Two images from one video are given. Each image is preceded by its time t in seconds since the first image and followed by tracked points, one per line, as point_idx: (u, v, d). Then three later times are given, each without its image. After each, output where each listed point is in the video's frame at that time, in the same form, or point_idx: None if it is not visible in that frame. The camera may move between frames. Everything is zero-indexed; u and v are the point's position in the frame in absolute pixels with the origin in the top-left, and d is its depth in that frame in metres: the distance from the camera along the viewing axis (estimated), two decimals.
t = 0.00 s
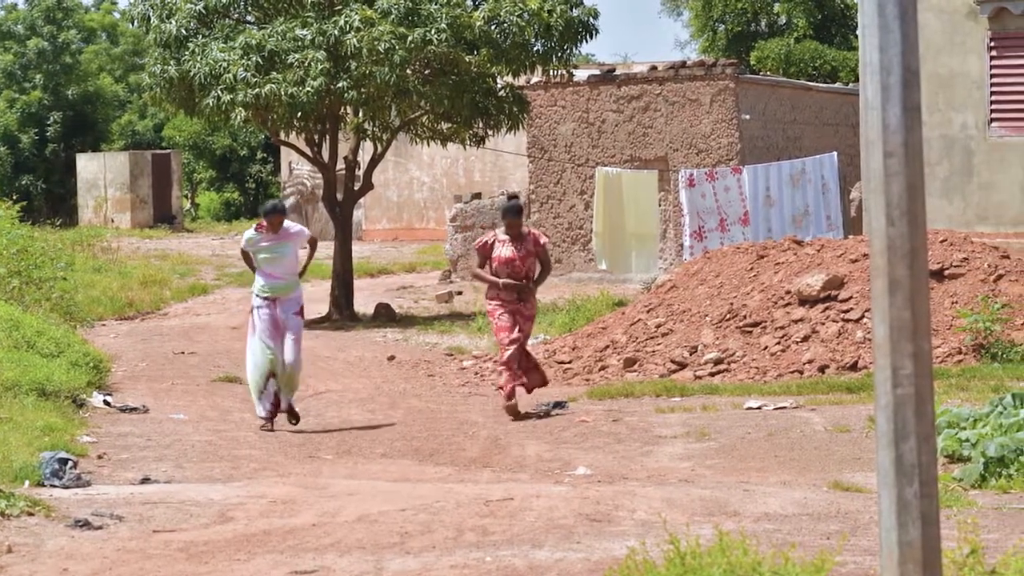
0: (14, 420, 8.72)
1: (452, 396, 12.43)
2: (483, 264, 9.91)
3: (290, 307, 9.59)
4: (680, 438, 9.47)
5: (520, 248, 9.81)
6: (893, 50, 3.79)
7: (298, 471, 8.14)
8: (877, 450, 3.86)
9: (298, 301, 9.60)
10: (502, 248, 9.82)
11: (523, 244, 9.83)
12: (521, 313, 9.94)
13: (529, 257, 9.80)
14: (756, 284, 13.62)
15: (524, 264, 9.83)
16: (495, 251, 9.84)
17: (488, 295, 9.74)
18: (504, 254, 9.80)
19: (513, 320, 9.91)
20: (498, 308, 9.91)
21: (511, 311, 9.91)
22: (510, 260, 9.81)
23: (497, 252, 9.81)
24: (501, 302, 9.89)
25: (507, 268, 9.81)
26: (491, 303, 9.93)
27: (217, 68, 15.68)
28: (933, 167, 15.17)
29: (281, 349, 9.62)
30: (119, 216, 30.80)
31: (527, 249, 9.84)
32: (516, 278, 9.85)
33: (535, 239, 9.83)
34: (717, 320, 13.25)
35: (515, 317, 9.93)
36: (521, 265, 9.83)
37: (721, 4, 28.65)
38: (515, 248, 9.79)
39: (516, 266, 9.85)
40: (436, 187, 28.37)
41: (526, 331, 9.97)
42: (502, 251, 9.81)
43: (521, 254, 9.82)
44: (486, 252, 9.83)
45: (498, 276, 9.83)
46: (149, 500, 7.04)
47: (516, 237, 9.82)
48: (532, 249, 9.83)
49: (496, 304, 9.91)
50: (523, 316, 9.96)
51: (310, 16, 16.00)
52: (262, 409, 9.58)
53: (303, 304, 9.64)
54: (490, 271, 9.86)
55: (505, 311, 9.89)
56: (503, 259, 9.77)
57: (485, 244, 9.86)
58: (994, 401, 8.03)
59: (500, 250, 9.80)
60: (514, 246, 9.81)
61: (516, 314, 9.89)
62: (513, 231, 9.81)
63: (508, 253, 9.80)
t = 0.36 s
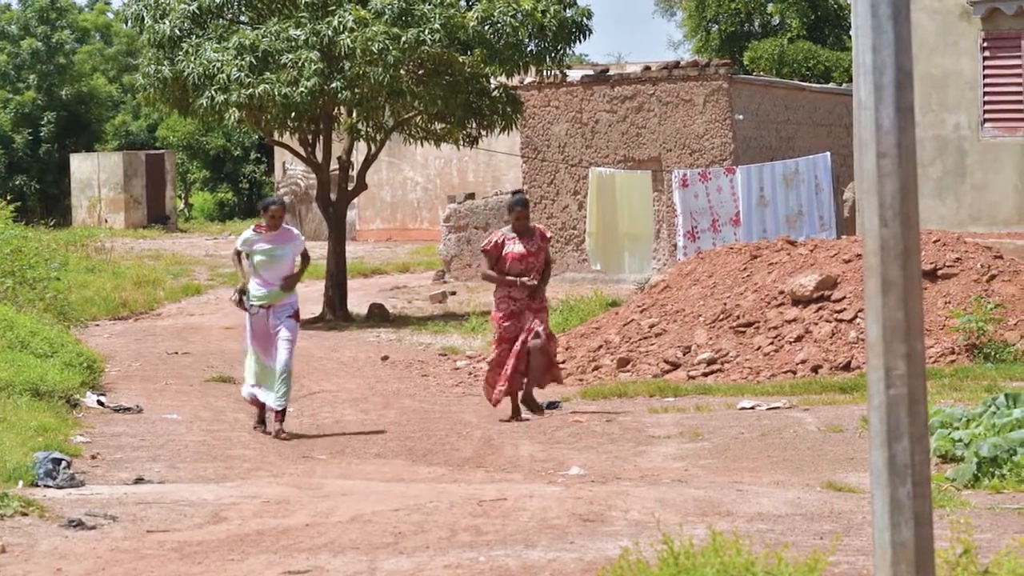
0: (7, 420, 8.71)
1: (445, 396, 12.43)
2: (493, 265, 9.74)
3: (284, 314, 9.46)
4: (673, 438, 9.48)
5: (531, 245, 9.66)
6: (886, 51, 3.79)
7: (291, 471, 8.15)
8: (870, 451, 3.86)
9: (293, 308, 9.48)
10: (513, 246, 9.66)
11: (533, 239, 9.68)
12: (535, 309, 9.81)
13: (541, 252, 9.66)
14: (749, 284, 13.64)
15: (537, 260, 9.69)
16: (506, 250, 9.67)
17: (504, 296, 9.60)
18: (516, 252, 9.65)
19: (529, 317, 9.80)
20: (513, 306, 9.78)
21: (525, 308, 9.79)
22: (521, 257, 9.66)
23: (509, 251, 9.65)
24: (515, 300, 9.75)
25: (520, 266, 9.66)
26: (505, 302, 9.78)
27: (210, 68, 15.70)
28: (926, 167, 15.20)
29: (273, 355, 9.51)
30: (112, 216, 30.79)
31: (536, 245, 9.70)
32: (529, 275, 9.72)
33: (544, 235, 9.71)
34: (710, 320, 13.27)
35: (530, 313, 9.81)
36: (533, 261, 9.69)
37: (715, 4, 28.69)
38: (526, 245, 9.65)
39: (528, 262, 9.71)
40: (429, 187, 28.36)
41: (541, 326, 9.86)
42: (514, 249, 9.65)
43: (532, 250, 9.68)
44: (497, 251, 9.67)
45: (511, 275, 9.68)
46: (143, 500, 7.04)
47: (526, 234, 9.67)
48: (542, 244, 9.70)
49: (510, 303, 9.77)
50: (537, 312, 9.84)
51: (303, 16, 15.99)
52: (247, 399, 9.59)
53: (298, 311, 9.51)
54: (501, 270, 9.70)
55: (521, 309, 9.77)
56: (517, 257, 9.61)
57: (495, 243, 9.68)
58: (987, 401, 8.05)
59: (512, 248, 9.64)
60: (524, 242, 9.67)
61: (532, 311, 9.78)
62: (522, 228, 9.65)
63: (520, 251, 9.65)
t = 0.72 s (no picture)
0: None
1: (431, 396, 12.42)
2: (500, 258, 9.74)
3: (280, 319, 9.17)
4: (659, 438, 9.50)
5: (537, 242, 9.63)
6: (872, 50, 3.80)
7: (277, 472, 8.15)
8: (856, 450, 3.88)
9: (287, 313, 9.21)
10: (519, 243, 9.63)
11: (541, 237, 9.65)
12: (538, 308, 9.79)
13: (546, 250, 9.62)
14: (735, 284, 13.66)
15: (543, 258, 9.66)
16: (511, 245, 9.66)
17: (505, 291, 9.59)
18: (521, 250, 9.62)
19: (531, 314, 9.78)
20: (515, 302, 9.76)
21: (525, 305, 9.76)
22: (526, 254, 9.64)
23: (514, 246, 9.63)
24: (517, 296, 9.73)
25: (525, 263, 9.64)
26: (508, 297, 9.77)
27: (196, 68, 15.67)
28: (912, 167, 15.22)
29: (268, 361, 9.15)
30: (98, 216, 30.72)
31: (543, 242, 9.66)
32: (533, 272, 9.69)
33: (551, 233, 9.66)
34: (696, 319, 13.29)
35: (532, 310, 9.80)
36: (539, 259, 9.66)
37: (700, 4, 28.75)
38: (533, 243, 9.61)
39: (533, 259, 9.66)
40: (415, 187, 28.34)
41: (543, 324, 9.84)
42: (519, 245, 9.63)
43: (540, 248, 9.64)
44: (502, 246, 9.65)
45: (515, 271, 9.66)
46: (129, 500, 7.03)
47: (534, 230, 9.64)
48: (550, 241, 9.66)
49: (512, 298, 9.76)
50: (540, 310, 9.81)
51: (290, 16, 15.97)
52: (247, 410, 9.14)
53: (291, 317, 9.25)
54: (505, 265, 9.70)
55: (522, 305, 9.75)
56: (521, 255, 9.59)
57: (502, 237, 9.68)
58: (972, 401, 8.10)
59: (518, 244, 9.62)
60: (530, 240, 9.63)
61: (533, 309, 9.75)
62: (531, 225, 9.62)
63: (526, 248, 9.62)
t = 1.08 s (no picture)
0: None
1: (415, 396, 12.42)
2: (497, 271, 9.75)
3: (273, 313, 8.77)
4: (642, 438, 9.53)
5: (529, 252, 9.62)
6: (854, 52, 3.83)
7: (260, 472, 8.15)
8: (838, 450, 3.90)
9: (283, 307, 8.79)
10: (512, 252, 9.64)
11: (534, 248, 9.63)
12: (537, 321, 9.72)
13: (539, 260, 9.59)
14: (718, 284, 13.70)
15: (535, 269, 9.62)
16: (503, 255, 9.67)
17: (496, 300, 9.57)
18: (512, 259, 9.62)
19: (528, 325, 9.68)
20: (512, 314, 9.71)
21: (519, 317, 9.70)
22: (518, 264, 9.62)
23: (505, 256, 9.63)
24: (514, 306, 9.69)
25: (516, 273, 9.62)
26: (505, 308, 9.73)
27: (179, 69, 15.64)
28: (895, 168, 15.33)
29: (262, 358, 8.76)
30: (80, 217, 30.65)
31: (537, 253, 9.64)
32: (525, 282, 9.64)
33: (546, 246, 9.65)
34: (679, 320, 13.33)
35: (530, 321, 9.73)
36: (531, 270, 9.62)
37: (683, 5, 28.80)
38: (524, 252, 9.61)
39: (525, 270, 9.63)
40: (398, 188, 28.35)
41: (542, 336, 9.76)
42: (511, 254, 9.63)
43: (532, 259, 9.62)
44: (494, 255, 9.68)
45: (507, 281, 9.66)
46: (111, 501, 7.03)
47: (528, 241, 9.65)
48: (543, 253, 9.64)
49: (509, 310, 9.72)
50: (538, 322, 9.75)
51: (272, 16, 15.96)
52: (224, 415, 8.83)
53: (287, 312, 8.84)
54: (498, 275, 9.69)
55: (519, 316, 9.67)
56: (512, 263, 9.57)
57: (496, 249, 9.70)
58: (954, 402, 8.14)
59: (509, 252, 9.62)
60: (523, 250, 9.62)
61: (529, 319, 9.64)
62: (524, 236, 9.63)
63: (517, 258, 9.61)
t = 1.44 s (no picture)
0: None
1: (391, 397, 12.44)
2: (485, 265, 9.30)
3: (270, 318, 8.55)
4: (619, 438, 9.58)
5: (522, 249, 9.20)
6: (830, 53, 3.88)
7: (236, 473, 8.16)
8: (814, 451, 3.95)
9: (279, 312, 8.58)
10: (503, 248, 9.20)
11: (526, 245, 9.21)
12: (526, 322, 9.30)
13: (532, 258, 9.18)
14: (694, 284, 13.77)
15: (528, 268, 9.21)
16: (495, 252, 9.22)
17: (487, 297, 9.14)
18: (505, 255, 9.18)
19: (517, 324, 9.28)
20: (499, 311, 9.30)
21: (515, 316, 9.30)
22: (511, 261, 9.19)
23: (497, 251, 9.19)
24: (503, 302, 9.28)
25: (508, 270, 9.19)
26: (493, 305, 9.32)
27: (155, 69, 15.61)
28: (869, 168, 15.40)
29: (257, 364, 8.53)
30: (56, 217, 30.55)
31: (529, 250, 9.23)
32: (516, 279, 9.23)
33: (538, 242, 9.24)
34: (655, 320, 13.39)
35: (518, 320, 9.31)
36: (523, 267, 9.20)
37: (659, 5, 28.88)
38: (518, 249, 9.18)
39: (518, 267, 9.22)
40: (373, 188, 28.35)
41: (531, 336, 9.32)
42: (504, 251, 9.19)
43: (525, 256, 9.20)
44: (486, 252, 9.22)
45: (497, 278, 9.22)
46: (86, 501, 7.03)
47: (521, 237, 9.21)
48: (536, 250, 9.22)
49: (497, 307, 9.30)
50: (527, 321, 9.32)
51: (248, 17, 15.95)
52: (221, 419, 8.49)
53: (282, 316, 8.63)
54: (490, 273, 9.25)
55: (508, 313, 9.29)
56: (505, 261, 9.15)
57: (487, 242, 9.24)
58: (929, 401, 8.21)
59: (501, 249, 9.18)
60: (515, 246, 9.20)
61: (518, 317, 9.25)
62: (517, 231, 9.20)
63: (510, 254, 9.18)
